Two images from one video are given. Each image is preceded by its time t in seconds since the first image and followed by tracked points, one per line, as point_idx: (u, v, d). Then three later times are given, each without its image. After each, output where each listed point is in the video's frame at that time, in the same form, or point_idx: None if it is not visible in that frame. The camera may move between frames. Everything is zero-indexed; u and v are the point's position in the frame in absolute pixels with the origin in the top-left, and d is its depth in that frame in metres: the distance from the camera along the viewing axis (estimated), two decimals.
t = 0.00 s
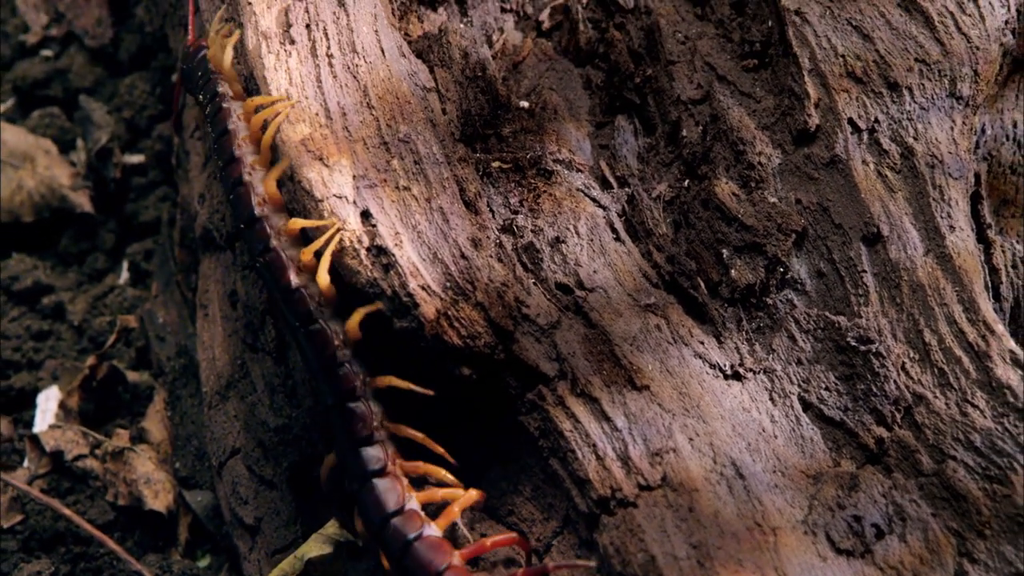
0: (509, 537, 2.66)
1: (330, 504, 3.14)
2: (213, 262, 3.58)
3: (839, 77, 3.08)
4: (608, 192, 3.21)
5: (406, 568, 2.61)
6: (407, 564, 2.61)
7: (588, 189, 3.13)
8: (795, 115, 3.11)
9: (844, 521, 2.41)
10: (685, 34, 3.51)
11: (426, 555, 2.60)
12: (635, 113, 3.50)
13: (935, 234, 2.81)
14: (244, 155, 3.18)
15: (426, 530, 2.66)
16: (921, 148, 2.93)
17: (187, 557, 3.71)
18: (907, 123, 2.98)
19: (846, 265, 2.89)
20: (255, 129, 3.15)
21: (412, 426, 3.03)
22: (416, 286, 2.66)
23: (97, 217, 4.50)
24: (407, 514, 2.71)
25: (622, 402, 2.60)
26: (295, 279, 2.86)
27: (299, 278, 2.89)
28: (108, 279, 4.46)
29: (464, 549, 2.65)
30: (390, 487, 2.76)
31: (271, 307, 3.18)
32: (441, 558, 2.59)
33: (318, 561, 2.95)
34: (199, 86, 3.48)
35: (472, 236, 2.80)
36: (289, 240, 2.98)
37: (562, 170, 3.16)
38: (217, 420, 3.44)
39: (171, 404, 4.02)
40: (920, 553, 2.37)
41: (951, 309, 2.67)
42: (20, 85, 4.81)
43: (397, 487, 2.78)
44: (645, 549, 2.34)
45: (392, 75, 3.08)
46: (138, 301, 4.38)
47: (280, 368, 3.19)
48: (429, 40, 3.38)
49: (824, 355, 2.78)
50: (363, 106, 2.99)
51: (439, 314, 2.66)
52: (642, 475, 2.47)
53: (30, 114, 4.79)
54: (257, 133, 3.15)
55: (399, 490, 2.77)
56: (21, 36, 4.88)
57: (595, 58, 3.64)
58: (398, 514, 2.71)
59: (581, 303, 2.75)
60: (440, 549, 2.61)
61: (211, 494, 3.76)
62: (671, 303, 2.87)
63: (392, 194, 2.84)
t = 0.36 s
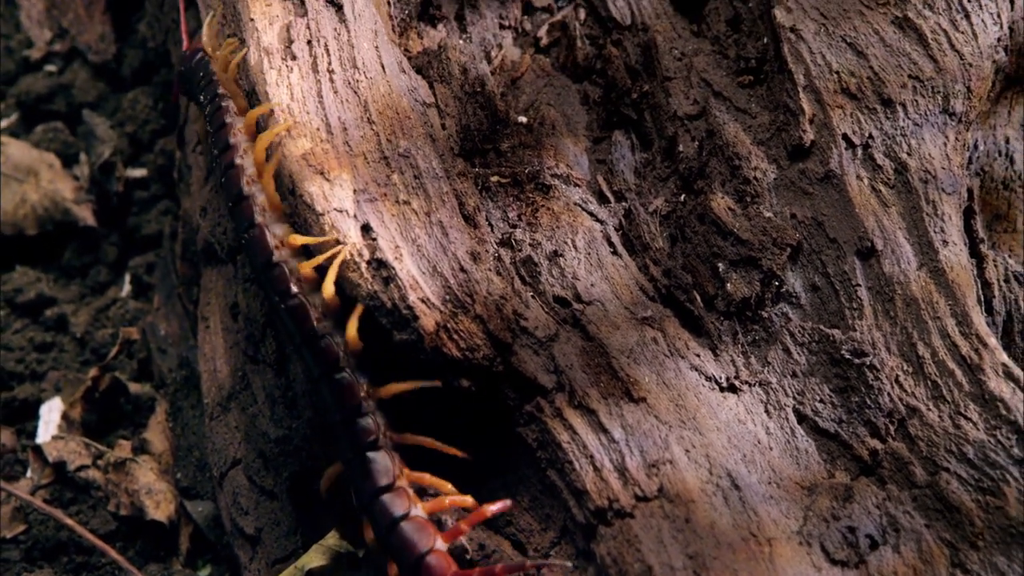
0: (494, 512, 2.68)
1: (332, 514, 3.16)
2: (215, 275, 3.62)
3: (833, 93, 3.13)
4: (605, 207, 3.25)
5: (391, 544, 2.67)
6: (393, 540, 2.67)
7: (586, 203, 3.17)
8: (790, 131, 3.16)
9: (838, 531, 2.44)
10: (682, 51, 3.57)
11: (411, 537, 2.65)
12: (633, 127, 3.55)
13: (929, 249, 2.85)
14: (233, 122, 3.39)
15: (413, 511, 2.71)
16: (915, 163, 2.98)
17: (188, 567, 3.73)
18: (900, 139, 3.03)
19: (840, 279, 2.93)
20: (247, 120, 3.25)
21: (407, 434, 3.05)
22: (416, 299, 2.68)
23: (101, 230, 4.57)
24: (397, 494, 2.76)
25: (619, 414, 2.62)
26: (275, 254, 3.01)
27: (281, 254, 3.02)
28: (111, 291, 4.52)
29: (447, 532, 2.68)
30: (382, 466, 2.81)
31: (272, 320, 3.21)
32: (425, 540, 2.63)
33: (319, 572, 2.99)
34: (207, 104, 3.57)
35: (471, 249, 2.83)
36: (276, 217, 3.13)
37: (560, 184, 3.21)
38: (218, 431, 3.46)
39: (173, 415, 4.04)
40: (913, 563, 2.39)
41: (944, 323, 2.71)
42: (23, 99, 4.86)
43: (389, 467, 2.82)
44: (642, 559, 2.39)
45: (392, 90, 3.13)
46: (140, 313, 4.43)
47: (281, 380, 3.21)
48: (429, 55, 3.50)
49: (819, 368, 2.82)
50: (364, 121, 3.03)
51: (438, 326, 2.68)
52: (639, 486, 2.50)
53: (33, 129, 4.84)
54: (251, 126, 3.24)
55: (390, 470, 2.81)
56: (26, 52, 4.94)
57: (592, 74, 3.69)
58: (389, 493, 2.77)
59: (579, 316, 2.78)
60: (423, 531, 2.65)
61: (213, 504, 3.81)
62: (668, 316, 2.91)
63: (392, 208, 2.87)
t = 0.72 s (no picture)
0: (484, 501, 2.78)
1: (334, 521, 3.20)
2: (218, 285, 3.65)
3: (830, 107, 3.17)
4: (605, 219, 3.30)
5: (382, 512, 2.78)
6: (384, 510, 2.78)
7: (586, 215, 3.21)
8: (787, 144, 3.20)
9: (836, 540, 2.46)
10: (681, 64, 3.61)
11: (402, 512, 2.75)
12: (631, 140, 3.61)
13: (924, 261, 2.89)
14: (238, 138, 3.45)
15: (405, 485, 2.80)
16: (911, 176, 3.02)
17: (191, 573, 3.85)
18: (896, 153, 3.07)
19: (837, 290, 2.97)
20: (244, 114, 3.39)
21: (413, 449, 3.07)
22: (418, 309, 2.71)
23: (105, 240, 4.59)
24: (394, 466, 2.84)
25: (618, 423, 2.66)
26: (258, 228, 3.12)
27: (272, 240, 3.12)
28: (115, 302, 4.57)
29: (437, 509, 2.79)
30: (376, 435, 2.86)
31: (276, 329, 3.23)
32: (415, 516, 2.73)
33: None
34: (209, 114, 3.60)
35: (472, 261, 2.87)
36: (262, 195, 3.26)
37: (560, 197, 3.25)
38: (221, 440, 3.48)
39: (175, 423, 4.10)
40: (908, 572, 2.43)
41: (939, 334, 2.74)
42: (29, 112, 4.91)
43: (383, 435, 2.88)
44: (641, 567, 2.44)
45: (394, 103, 3.18)
46: (144, 323, 4.50)
47: (284, 390, 3.23)
48: (430, 69, 3.55)
49: (816, 378, 2.85)
50: (366, 134, 3.07)
51: (439, 336, 2.71)
52: (638, 495, 2.54)
53: (39, 140, 4.89)
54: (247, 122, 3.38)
55: (383, 438, 2.87)
56: (31, 65, 5.01)
57: (591, 88, 3.75)
58: (387, 463, 2.86)
59: (579, 326, 2.81)
60: (414, 507, 2.75)
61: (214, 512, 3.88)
62: (666, 327, 2.94)
63: (394, 220, 2.90)
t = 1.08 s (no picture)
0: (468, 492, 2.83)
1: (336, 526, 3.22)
2: (223, 294, 3.69)
3: (828, 120, 3.21)
4: (605, 230, 3.34)
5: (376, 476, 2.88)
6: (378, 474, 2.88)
7: (586, 226, 3.25)
8: (785, 156, 3.24)
9: (832, 548, 2.50)
10: (680, 78, 3.66)
11: (396, 477, 2.85)
12: (631, 152, 3.65)
13: (921, 272, 2.93)
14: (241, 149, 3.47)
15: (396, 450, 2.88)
16: (908, 189, 3.06)
17: None
18: (893, 165, 3.11)
19: (835, 301, 3.00)
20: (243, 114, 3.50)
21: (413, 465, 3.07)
22: (420, 319, 2.75)
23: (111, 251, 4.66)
24: (384, 430, 2.89)
25: (618, 432, 2.68)
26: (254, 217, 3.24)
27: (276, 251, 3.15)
28: (120, 311, 4.61)
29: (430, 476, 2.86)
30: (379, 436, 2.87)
31: (280, 339, 3.26)
32: (408, 482, 2.83)
33: None
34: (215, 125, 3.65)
35: (473, 271, 2.89)
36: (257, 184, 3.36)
37: (560, 208, 3.29)
38: (225, 448, 3.51)
39: (181, 432, 4.11)
40: None
41: (936, 344, 2.77)
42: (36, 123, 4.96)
43: (368, 401, 2.89)
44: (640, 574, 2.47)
45: (397, 115, 3.23)
46: (149, 332, 4.54)
47: (288, 399, 3.27)
48: (433, 82, 3.61)
49: (814, 388, 2.89)
50: (370, 146, 3.11)
51: (442, 345, 2.74)
52: (638, 503, 2.56)
53: (46, 152, 4.95)
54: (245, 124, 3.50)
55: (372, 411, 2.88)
56: (39, 78, 5.07)
57: (591, 100, 3.79)
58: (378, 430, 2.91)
59: (579, 336, 2.85)
60: (407, 473, 2.85)
61: (219, 519, 3.89)
62: (665, 336, 2.98)
63: (397, 230, 2.93)
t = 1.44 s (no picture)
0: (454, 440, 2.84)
1: (336, 533, 3.25)
2: (226, 303, 3.72)
3: (824, 132, 3.27)
4: (604, 240, 3.36)
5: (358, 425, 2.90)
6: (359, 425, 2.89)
7: (585, 236, 3.29)
8: (782, 168, 3.29)
9: (829, 555, 2.53)
10: (678, 90, 3.72)
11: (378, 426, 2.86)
12: (630, 164, 3.68)
13: (916, 283, 2.96)
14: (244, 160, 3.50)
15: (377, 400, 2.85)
16: (903, 200, 3.10)
17: None
18: (890, 177, 3.16)
19: (831, 311, 3.04)
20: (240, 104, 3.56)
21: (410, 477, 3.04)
22: (421, 328, 2.77)
23: (115, 260, 4.71)
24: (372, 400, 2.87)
25: (617, 440, 2.71)
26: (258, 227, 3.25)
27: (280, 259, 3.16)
28: (125, 319, 4.64)
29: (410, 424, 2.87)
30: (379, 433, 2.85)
31: (285, 348, 3.28)
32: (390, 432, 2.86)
33: None
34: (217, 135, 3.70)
35: (474, 280, 2.93)
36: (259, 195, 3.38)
37: (560, 219, 3.33)
38: (228, 455, 3.54)
39: (184, 439, 4.19)
40: None
41: (931, 354, 2.81)
42: (42, 134, 5.02)
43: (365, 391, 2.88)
44: None
45: (399, 127, 3.27)
46: (153, 340, 4.56)
47: (290, 407, 3.30)
48: (434, 93, 3.64)
49: (810, 397, 2.93)
50: (372, 157, 3.15)
51: (443, 354, 2.76)
52: (636, 510, 2.59)
53: (52, 162, 5.01)
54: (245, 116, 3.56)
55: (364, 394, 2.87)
56: (45, 89, 5.13)
57: (591, 112, 3.83)
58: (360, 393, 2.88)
59: (578, 345, 2.88)
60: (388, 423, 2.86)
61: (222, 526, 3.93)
62: (664, 346, 3.01)
63: (399, 240, 2.96)
